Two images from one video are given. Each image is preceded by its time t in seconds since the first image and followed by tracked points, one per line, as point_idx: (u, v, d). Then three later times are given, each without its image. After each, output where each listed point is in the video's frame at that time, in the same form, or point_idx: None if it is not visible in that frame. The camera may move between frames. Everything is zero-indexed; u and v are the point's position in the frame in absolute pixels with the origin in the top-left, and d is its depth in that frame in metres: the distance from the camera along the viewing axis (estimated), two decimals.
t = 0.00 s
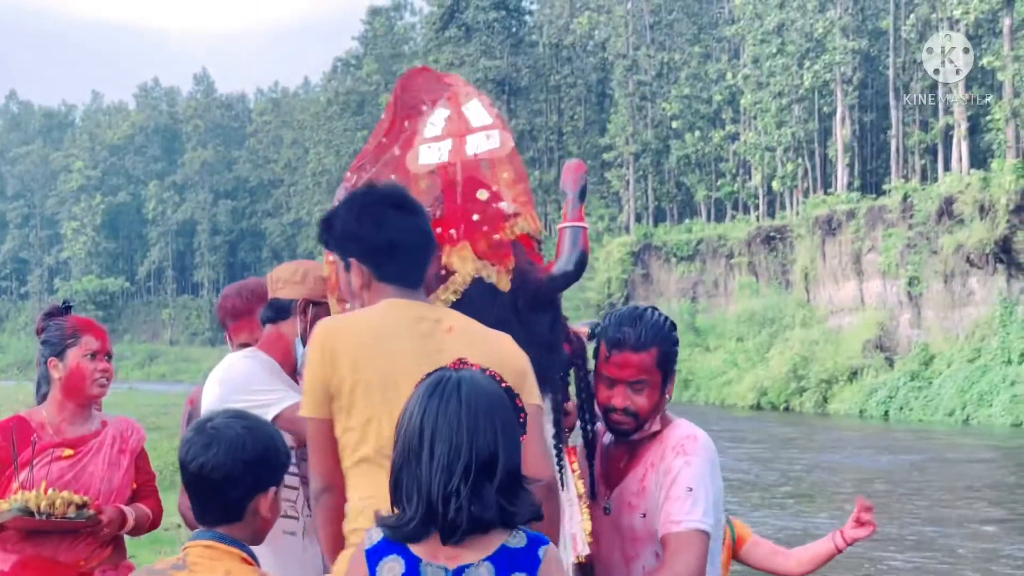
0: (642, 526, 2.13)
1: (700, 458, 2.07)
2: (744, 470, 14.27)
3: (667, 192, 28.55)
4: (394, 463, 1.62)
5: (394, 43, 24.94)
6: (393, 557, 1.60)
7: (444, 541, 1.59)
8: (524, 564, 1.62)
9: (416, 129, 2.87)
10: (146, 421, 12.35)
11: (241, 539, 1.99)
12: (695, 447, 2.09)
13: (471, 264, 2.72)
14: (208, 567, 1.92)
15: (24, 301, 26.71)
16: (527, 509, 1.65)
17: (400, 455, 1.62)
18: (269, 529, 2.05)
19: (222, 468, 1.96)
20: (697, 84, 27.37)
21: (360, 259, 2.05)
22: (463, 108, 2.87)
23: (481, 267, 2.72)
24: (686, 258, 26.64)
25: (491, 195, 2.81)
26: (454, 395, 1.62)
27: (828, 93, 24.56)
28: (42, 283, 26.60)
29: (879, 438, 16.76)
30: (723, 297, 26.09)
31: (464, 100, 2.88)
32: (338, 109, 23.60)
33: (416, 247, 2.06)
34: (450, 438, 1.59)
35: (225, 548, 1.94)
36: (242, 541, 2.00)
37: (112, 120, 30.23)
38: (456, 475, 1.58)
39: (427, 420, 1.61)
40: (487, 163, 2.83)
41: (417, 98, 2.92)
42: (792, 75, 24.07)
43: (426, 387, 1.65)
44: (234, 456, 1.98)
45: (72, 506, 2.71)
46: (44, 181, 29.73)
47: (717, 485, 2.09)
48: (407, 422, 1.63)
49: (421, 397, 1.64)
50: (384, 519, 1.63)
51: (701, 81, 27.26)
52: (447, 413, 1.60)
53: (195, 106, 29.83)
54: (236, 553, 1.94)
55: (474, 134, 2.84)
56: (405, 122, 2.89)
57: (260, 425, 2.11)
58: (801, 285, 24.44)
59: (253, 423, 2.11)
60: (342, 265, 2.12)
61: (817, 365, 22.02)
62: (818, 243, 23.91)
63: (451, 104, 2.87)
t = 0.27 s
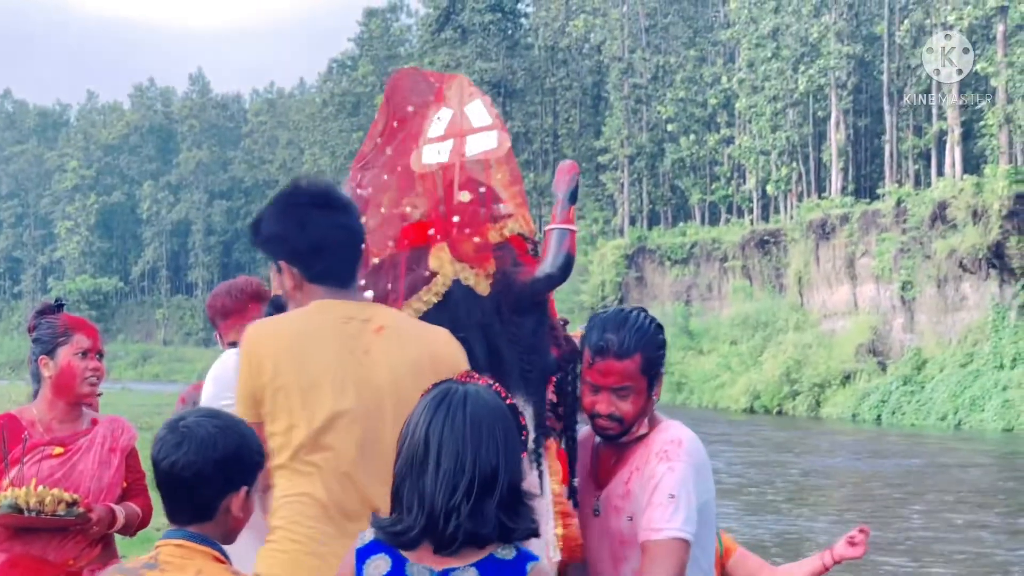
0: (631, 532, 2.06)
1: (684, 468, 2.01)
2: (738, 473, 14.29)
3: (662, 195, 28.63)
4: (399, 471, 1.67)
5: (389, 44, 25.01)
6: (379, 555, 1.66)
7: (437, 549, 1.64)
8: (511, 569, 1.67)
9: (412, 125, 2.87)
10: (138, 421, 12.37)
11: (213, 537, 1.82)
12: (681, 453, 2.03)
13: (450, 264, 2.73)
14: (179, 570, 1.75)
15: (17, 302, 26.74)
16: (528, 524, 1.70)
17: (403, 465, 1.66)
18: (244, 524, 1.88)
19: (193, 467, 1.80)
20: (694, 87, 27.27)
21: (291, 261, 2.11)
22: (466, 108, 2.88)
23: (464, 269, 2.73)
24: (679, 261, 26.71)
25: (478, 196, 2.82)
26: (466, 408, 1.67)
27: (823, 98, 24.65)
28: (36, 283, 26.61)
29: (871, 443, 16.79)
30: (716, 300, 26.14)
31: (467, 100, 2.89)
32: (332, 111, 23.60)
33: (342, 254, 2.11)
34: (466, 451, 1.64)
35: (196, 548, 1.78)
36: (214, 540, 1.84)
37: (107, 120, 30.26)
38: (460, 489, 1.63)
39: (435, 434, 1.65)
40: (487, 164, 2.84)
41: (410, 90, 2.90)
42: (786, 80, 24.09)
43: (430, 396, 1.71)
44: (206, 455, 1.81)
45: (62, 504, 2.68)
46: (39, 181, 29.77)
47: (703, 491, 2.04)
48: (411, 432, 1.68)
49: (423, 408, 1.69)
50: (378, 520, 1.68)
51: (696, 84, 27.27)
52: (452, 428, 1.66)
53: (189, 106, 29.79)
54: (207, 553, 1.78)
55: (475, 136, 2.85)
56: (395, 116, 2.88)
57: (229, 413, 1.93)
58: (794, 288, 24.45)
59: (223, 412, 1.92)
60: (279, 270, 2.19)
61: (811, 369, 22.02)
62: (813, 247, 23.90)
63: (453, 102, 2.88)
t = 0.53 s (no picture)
0: (610, 531, 2.05)
1: (663, 467, 1.98)
2: (737, 477, 14.30)
3: (660, 199, 28.76)
4: (400, 484, 1.62)
5: (389, 46, 25.11)
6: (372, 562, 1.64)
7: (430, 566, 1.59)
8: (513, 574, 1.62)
9: (409, 124, 2.93)
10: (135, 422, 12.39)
11: (198, 536, 1.84)
12: (660, 453, 2.00)
13: (438, 262, 2.78)
14: (164, 569, 1.77)
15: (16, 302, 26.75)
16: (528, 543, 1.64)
17: (402, 479, 1.62)
18: (229, 525, 1.91)
19: (178, 466, 1.83)
20: (692, 91, 27.36)
21: (253, 266, 2.11)
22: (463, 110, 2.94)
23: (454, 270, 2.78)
24: (677, 264, 26.76)
25: (467, 197, 2.88)
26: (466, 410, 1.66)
27: (821, 102, 24.79)
28: (34, 283, 26.68)
29: (867, 447, 16.82)
30: (714, 303, 26.18)
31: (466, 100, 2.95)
32: (331, 113, 23.63)
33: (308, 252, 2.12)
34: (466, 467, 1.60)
35: (180, 548, 1.80)
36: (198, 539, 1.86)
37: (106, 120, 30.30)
38: (465, 504, 1.58)
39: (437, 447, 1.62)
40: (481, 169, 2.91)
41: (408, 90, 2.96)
42: (785, 84, 24.13)
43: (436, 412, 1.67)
44: (189, 457, 1.84)
45: (58, 503, 2.67)
46: (38, 182, 29.80)
47: (684, 492, 2.01)
48: (410, 444, 1.64)
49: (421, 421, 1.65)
50: (376, 530, 1.66)
51: (695, 88, 27.32)
52: (454, 446, 1.61)
53: (188, 107, 29.86)
54: (191, 553, 1.80)
55: (472, 139, 2.91)
56: (389, 115, 2.93)
57: (214, 414, 1.95)
58: (792, 293, 24.46)
59: (209, 414, 1.94)
60: (244, 274, 2.18)
61: (808, 372, 22.06)
62: (811, 250, 23.91)
63: (454, 102, 2.94)
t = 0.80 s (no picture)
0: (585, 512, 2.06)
1: (641, 448, 2.01)
2: (739, 483, 14.26)
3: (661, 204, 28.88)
4: (409, 516, 1.72)
5: (392, 49, 25.13)
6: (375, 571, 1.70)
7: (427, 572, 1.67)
8: None
9: (399, 124, 3.06)
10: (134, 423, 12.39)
11: (182, 535, 1.87)
12: (638, 432, 2.02)
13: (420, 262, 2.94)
14: (147, 566, 1.80)
15: (18, 301, 26.78)
16: (533, 560, 1.76)
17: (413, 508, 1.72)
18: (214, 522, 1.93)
19: (160, 467, 1.83)
20: (694, 96, 27.35)
21: (212, 278, 2.23)
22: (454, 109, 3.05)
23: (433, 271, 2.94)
24: (679, 269, 26.76)
25: (452, 196, 3.01)
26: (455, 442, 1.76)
27: (823, 108, 24.81)
28: (36, 283, 26.69)
29: (866, 454, 16.79)
30: (715, 308, 26.17)
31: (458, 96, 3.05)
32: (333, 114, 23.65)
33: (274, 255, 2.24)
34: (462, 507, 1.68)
35: (163, 545, 1.83)
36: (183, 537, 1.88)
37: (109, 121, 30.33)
38: (473, 535, 1.66)
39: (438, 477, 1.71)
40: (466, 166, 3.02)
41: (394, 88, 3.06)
42: (788, 89, 24.12)
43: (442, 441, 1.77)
44: (174, 458, 1.84)
45: (59, 501, 2.64)
46: (41, 181, 29.82)
47: (666, 472, 2.04)
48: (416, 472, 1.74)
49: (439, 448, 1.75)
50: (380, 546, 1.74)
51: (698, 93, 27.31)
52: (468, 473, 1.70)
53: (191, 107, 29.97)
54: (174, 552, 1.83)
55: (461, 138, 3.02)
56: (375, 114, 3.06)
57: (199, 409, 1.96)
58: (793, 298, 24.42)
59: (192, 409, 1.95)
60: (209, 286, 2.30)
61: (809, 378, 22.03)
62: (812, 256, 23.89)
63: (452, 99, 3.05)
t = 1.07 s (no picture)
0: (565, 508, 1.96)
1: (629, 441, 1.91)
2: (742, 486, 14.24)
3: (665, 206, 28.97)
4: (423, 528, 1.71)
5: (396, 50, 25.15)
6: None
7: None
8: None
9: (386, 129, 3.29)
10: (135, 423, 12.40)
11: (173, 536, 1.88)
12: (626, 423, 1.92)
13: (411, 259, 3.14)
14: (136, 565, 1.81)
15: (20, 300, 26.79)
16: None
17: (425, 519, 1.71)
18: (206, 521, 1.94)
19: (153, 469, 1.84)
20: (698, 99, 27.33)
21: (197, 277, 2.25)
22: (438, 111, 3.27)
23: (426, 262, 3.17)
24: (682, 272, 26.74)
25: (439, 194, 3.23)
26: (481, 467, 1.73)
27: (827, 110, 24.82)
28: (39, 282, 26.68)
29: (869, 457, 16.77)
30: (718, 311, 26.14)
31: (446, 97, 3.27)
32: (336, 116, 23.65)
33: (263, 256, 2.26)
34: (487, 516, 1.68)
35: (153, 546, 1.83)
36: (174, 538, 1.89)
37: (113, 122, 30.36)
38: (483, 555, 1.65)
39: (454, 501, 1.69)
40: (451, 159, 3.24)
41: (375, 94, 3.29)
42: (791, 92, 24.11)
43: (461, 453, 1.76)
44: (167, 457, 1.85)
45: (59, 501, 2.60)
46: (44, 180, 29.77)
47: (656, 461, 1.95)
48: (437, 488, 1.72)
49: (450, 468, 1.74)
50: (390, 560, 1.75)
51: (702, 96, 27.28)
52: (481, 489, 1.69)
53: (195, 108, 30.03)
54: (164, 551, 1.83)
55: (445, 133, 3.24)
56: (360, 115, 3.28)
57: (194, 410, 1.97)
58: (797, 301, 24.39)
59: (185, 409, 1.96)
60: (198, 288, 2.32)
61: (811, 381, 22.00)
62: (816, 259, 23.87)
63: (444, 93, 3.28)
